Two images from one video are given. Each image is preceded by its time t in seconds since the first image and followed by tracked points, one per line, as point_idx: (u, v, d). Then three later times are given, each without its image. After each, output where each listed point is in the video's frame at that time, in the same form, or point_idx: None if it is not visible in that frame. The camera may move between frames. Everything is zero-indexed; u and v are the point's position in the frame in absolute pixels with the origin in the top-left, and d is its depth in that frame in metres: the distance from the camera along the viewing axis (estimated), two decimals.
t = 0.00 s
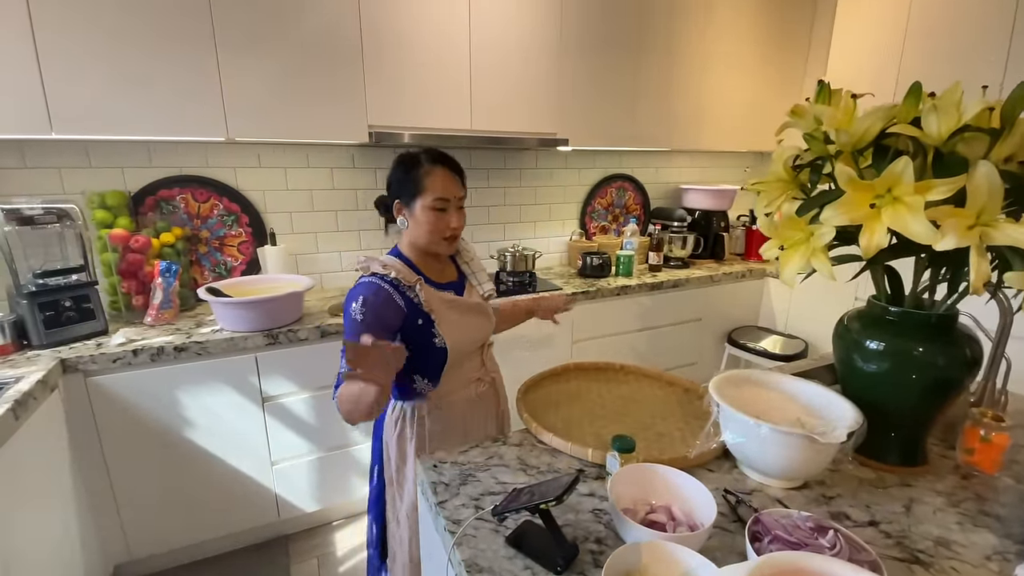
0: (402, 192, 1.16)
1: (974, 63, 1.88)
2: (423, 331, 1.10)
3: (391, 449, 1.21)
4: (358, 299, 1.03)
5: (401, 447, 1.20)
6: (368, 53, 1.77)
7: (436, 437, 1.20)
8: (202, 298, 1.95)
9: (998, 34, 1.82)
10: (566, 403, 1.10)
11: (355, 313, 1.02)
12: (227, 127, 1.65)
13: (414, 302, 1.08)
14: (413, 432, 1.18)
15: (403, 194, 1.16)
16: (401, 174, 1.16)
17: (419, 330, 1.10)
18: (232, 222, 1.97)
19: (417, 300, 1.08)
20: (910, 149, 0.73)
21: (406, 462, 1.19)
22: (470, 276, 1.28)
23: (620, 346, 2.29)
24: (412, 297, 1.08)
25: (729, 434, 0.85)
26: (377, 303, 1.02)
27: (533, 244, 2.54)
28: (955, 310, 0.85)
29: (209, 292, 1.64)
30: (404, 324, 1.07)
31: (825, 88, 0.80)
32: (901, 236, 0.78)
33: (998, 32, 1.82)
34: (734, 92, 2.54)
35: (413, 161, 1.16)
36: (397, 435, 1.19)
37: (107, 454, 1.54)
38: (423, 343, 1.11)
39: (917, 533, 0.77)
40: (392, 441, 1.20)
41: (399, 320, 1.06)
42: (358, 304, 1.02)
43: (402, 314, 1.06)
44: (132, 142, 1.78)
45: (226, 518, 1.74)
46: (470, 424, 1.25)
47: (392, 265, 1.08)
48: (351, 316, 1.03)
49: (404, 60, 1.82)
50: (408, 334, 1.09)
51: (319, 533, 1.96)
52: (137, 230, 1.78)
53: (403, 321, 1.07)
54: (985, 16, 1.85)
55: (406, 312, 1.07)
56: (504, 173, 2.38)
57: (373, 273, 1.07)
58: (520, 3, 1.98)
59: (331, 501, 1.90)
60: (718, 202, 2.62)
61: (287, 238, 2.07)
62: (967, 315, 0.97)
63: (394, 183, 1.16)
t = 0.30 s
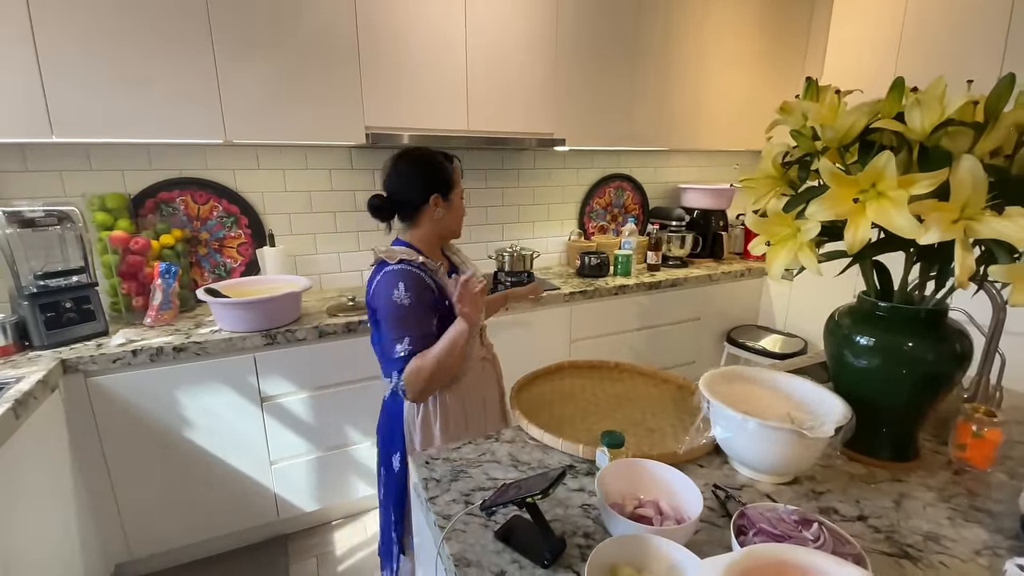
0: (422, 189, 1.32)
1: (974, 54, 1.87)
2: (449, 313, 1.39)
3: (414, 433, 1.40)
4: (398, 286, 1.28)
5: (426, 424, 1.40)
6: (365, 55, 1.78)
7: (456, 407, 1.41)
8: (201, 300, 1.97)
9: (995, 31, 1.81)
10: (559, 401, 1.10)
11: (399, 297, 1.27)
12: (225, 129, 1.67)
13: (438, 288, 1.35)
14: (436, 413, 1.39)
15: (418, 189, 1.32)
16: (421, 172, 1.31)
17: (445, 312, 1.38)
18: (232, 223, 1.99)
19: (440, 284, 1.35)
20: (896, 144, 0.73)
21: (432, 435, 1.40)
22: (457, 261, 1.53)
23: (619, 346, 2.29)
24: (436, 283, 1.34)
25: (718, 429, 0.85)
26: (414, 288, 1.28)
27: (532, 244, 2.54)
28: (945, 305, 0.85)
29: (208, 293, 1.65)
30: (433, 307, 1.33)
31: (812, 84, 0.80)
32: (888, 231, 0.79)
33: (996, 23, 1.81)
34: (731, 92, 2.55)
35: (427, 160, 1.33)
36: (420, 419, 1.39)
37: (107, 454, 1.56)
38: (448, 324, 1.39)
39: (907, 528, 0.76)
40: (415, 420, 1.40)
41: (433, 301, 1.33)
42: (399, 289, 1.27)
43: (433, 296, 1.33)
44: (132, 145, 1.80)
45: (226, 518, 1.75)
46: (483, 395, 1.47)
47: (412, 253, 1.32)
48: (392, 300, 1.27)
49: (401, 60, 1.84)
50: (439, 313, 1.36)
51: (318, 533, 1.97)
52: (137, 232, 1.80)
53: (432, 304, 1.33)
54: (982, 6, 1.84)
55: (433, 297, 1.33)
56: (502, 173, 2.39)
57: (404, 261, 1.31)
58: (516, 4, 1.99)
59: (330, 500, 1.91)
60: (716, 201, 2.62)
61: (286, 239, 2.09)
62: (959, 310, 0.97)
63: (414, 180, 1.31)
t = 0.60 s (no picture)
0: (420, 192, 1.34)
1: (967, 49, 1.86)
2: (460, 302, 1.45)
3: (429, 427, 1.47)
4: (424, 275, 1.31)
5: (443, 417, 1.46)
6: (362, 61, 1.80)
7: (470, 399, 1.49)
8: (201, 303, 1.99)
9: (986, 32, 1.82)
10: (553, 401, 1.11)
11: (427, 287, 1.30)
12: (223, 134, 1.68)
13: (451, 277, 1.41)
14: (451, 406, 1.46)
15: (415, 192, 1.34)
16: (416, 175, 1.32)
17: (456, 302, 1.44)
18: (231, 227, 2.01)
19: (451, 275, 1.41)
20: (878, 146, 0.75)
21: (450, 429, 1.47)
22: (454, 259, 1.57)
23: (616, 347, 2.31)
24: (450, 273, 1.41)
25: (707, 428, 0.86)
26: (439, 278, 1.33)
27: (529, 247, 2.56)
28: (931, 305, 0.86)
29: (207, 297, 1.67)
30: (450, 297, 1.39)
31: (798, 87, 0.82)
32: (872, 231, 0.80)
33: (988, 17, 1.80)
34: (725, 94, 2.57)
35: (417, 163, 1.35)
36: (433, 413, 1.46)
37: (107, 456, 1.57)
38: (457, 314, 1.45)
39: (893, 524, 0.77)
40: (433, 415, 1.46)
41: (450, 289, 1.38)
42: (427, 279, 1.31)
43: (451, 285, 1.39)
44: (132, 151, 1.82)
45: (225, 520, 1.76)
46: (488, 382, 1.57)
47: (411, 247, 1.35)
48: (421, 289, 1.30)
49: (397, 65, 1.86)
50: (454, 302, 1.42)
51: (317, 535, 1.98)
52: (137, 237, 1.81)
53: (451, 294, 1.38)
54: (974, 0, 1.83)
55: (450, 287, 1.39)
56: (499, 176, 2.40)
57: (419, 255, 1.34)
58: (511, 8, 2.00)
59: (329, 502, 1.92)
60: (712, 203, 2.63)
61: (284, 243, 2.10)
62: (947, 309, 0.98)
63: (411, 184, 1.32)
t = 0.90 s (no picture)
0: (419, 199, 1.36)
1: (962, 51, 1.87)
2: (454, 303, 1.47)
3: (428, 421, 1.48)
4: (424, 281, 1.32)
5: (438, 412, 1.47)
6: (362, 67, 1.82)
7: (464, 396, 1.51)
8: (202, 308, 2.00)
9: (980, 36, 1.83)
10: (551, 404, 1.12)
11: (426, 292, 1.31)
12: (225, 140, 1.70)
13: (445, 279, 1.42)
14: (446, 400, 1.47)
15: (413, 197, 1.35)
16: (416, 183, 1.34)
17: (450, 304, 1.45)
18: (232, 232, 2.02)
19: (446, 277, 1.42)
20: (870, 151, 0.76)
21: (445, 424, 1.48)
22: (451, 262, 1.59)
23: (615, 350, 2.31)
24: (445, 276, 1.42)
25: (703, 430, 0.87)
26: (437, 282, 1.34)
27: (528, 251, 2.57)
28: (924, 307, 0.87)
29: (207, 301, 1.67)
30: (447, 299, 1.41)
31: (791, 93, 0.83)
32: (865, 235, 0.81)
33: (984, 18, 1.81)
34: (722, 98, 2.58)
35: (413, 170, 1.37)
36: (429, 407, 1.46)
37: (108, 461, 1.58)
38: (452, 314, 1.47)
39: (889, 524, 0.78)
40: (429, 409, 1.47)
41: (446, 292, 1.40)
42: (427, 284, 1.32)
43: (447, 289, 1.40)
44: (134, 157, 1.83)
45: (226, 524, 1.77)
46: (482, 381, 1.59)
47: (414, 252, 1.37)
48: (421, 295, 1.30)
49: (397, 71, 1.87)
50: (449, 305, 1.43)
51: (318, 538, 1.98)
52: (138, 242, 1.82)
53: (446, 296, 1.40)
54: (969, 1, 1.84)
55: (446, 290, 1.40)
56: (498, 181, 2.42)
57: (416, 261, 1.35)
58: (510, 14, 2.02)
59: (329, 506, 1.93)
60: (710, 206, 2.65)
61: (285, 247, 2.12)
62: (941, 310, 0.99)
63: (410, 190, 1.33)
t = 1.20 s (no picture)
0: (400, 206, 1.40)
1: (957, 56, 1.88)
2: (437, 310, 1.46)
3: (406, 421, 1.51)
4: (396, 285, 1.34)
5: (415, 417, 1.50)
6: (361, 74, 1.84)
7: (443, 404, 1.52)
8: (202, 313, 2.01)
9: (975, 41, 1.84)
10: (549, 407, 1.13)
11: (396, 296, 1.33)
12: (225, 146, 1.71)
13: (428, 285, 1.42)
14: (425, 402, 1.49)
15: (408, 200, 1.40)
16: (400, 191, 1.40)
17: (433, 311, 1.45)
18: (232, 238, 2.03)
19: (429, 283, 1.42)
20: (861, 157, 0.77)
21: (421, 430, 1.50)
22: (450, 270, 1.60)
23: (614, 354, 2.32)
24: (428, 282, 1.42)
25: (698, 434, 0.88)
26: (410, 287, 1.35)
27: (527, 255, 2.58)
28: (917, 311, 0.88)
29: (207, 306, 1.68)
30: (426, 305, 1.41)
31: (784, 100, 0.83)
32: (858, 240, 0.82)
33: (978, 24, 1.82)
34: (719, 104, 2.60)
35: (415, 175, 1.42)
36: (410, 408, 1.49)
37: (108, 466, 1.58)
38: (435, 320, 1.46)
39: (883, 527, 0.79)
40: (407, 414, 1.50)
41: (424, 300, 1.40)
42: (397, 288, 1.33)
43: (425, 296, 1.40)
44: (135, 164, 1.85)
45: (226, 529, 1.77)
46: (466, 391, 1.58)
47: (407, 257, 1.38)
48: (390, 297, 1.33)
49: (396, 78, 1.89)
50: (428, 313, 1.43)
51: (317, 543, 1.99)
52: (139, 248, 1.84)
53: (425, 302, 1.41)
54: (963, 8, 1.86)
55: (426, 296, 1.41)
56: (497, 186, 2.43)
57: (398, 264, 1.37)
58: (508, 21, 2.04)
59: (329, 511, 1.93)
60: (708, 210, 2.66)
61: (285, 253, 2.13)
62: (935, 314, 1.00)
63: (405, 195, 1.38)
